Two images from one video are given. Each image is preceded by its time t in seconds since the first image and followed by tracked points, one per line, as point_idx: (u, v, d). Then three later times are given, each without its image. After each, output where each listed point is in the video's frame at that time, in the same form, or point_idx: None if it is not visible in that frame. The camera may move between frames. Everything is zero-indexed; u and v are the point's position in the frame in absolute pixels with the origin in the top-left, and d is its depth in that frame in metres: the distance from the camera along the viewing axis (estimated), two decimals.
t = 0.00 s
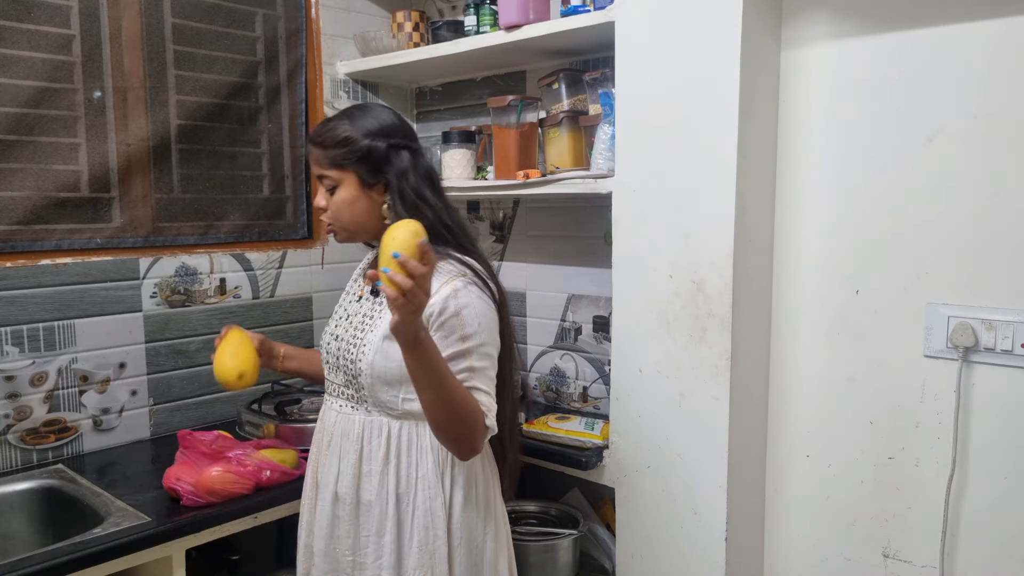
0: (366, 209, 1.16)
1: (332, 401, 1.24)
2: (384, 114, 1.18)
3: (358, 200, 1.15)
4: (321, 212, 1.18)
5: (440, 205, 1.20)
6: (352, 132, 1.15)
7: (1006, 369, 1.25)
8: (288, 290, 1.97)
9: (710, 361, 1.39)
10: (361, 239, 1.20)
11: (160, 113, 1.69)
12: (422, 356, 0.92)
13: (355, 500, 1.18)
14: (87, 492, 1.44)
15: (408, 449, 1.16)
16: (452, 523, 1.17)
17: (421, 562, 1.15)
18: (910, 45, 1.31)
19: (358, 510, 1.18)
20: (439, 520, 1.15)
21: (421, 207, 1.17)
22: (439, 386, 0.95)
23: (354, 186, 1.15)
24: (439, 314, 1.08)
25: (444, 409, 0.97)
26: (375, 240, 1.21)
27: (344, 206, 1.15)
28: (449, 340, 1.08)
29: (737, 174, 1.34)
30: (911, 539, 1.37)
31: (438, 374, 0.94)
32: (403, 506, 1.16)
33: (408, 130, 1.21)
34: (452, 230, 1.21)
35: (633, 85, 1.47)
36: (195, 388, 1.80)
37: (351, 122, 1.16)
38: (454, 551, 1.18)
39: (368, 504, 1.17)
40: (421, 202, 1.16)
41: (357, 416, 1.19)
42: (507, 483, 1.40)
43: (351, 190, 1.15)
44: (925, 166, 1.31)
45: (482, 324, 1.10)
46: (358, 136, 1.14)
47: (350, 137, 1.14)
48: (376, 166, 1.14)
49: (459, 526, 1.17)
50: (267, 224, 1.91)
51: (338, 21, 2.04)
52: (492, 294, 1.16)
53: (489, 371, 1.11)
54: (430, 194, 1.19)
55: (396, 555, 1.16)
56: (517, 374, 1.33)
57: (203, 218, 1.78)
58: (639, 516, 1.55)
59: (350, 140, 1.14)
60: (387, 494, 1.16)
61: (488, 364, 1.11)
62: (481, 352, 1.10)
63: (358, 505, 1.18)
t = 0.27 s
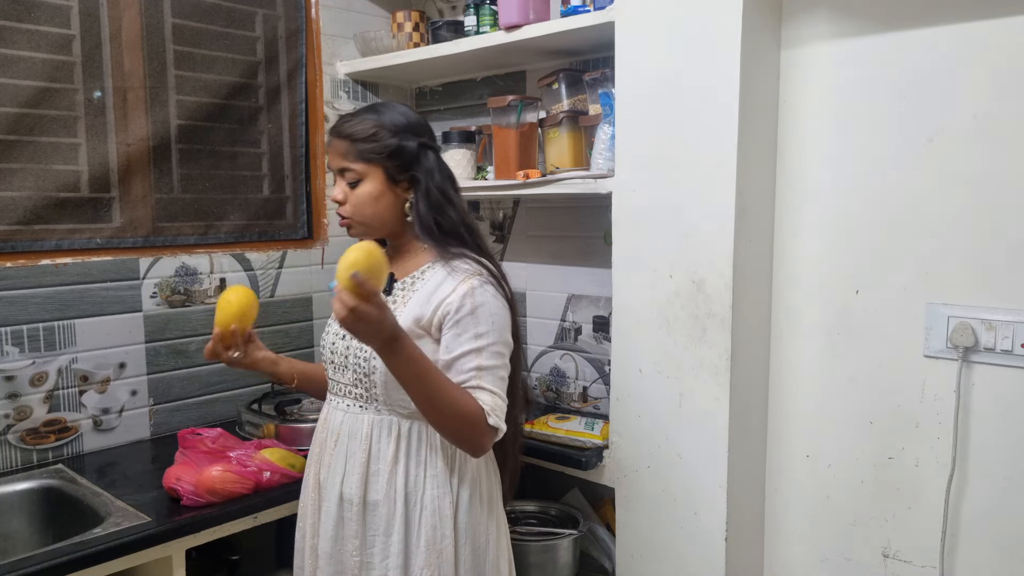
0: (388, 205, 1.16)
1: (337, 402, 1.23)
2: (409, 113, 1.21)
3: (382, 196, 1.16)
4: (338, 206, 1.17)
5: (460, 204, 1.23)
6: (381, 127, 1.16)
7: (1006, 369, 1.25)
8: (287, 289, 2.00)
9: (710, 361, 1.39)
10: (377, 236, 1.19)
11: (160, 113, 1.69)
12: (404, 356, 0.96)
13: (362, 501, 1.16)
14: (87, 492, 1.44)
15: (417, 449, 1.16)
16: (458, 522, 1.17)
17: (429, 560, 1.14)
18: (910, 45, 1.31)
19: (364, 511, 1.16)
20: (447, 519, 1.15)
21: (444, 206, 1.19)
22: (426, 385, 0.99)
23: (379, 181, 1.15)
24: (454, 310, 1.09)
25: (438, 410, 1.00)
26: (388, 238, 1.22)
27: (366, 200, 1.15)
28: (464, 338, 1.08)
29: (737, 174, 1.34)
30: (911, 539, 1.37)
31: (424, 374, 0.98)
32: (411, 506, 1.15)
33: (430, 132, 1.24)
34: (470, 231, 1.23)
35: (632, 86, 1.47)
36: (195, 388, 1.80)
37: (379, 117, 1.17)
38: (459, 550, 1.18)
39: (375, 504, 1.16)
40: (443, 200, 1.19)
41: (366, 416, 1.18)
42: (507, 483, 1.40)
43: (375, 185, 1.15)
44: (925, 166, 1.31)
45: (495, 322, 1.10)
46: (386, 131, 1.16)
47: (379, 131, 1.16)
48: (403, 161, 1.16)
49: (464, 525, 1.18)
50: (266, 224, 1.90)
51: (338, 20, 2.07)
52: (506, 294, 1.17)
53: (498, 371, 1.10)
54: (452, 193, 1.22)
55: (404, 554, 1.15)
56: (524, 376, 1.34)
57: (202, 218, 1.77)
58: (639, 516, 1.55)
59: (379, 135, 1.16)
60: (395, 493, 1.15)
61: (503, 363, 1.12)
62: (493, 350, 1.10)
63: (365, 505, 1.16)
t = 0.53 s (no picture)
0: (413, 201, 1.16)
1: (343, 401, 1.20)
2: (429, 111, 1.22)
3: (408, 191, 1.15)
4: (360, 199, 1.14)
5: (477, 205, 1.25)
6: (408, 122, 1.16)
7: (1006, 369, 1.25)
8: (287, 289, 2.01)
9: (710, 361, 1.40)
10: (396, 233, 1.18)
11: (160, 113, 1.69)
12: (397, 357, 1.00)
13: (374, 501, 1.14)
14: (87, 492, 1.44)
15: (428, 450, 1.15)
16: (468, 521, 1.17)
17: (441, 560, 1.13)
18: (910, 46, 1.31)
19: (376, 511, 1.14)
20: (460, 517, 1.15)
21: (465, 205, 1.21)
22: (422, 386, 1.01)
23: (406, 176, 1.14)
24: (470, 309, 1.10)
25: (436, 411, 1.03)
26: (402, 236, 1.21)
27: (392, 195, 1.13)
28: (477, 336, 1.09)
29: (737, 174, 1.34)
30: (910, 539, 1.37)
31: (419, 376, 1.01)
32: (423, 506, 1.14)
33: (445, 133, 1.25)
34: (487, 231, 1.26)
35: (632, 86, 1.47)
36: (195, 388, 1.80)
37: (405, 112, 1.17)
38: (467, 548, 1.18)
39: (386, 504, 1.14)
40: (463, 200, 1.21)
41: (378, 416, 1.16)
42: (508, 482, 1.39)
43: (403, 180, 1.14)
44: (925, 166, 1.31)
45: (510, 323, 1.11)
46: (413, 127, 1.16)
47: (407, 127, 1.16)
48: (429, 158, 1.17)
49: (473, 524, 1.18)
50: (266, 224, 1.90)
51: (338, 21, 2.06)
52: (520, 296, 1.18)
53: (508, 371, 1.10)
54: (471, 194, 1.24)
55: (415, 554, 1.13)
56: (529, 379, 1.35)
57: (202, 218, 1.77)
58: (639, 516, 1.55)
59: (406, 130, 1.15)
60: (408, 493, 1.13)
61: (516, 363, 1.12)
62: (505, 351, 1.10)
63: (376, 506, 1.14)
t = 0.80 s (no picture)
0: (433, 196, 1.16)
1: (348, 402, 1.19)
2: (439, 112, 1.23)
3: (428, 187, 1.16)
4: (381, 191, 1.13)
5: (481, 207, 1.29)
6: (423, 121, 1.17)
7: (1006, 369, 1.25)
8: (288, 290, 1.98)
9: (710, 361, 1.40)
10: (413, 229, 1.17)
11: (160, 113, 1.69)
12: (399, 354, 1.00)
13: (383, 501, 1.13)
14: (87, 492, 1.44)
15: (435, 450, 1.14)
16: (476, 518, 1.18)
17: (452, 558, 1.12)
18: (910, 46, 1.31)
19: (385, 511, 1.13)
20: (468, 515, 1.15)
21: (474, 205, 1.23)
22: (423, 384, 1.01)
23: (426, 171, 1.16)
24: (476, 308, 1.10)
25: (435, 411, 1.03)
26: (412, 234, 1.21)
27: (415, 188, 1.14)
28: (480, 335, 1.09)
29: (737, 174, 1.34)
30: (910, 539, 1.38)
31: (421, 375, 1.01)
32: (433, 504, 1.13)
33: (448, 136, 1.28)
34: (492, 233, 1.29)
35: (632, 86, 1.47)
36: (195, 388, 1.80)
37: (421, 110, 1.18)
38: (475, 547, 1.18)
39: (395, 503, 1.13)
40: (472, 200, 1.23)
41: (385, 417, 1.15)
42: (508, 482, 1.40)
43: (424, 174, 1.15)
44: (925, 166, 1.31)
45: (514, 324, 1.12)
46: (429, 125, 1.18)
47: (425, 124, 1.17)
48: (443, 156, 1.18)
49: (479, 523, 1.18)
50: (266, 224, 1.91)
51: (338, 20, 2.05)
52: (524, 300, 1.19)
53: (509, 372, 1.10)
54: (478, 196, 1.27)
55: (425, 553, 1.13)
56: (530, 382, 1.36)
57: (202, 218, 1.78)
58: (639, 516, 1.55)
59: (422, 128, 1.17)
60: (417, 492, 1.13)
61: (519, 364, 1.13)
62: (507, 351, 1.10)
63: (386, 506, 1.13)
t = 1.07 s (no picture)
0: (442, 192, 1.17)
1: (350, 401, 1.19)
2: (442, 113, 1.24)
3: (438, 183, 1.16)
4: (393, 185, 1.12)
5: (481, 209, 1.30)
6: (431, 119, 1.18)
7: (1006, 369, 1.25)
8: (288, 290, 1.97)
9: (710, 361, 1.40)
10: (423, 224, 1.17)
11: (160, 113, 1.69)
12: (396, 345, 1.01)
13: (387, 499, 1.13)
14: (87, 492, 1.44)
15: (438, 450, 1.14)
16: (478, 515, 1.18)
17: (455, 556, 1.13)
18: (910, 46, 1.31)
19: (388, 509, 1.13)
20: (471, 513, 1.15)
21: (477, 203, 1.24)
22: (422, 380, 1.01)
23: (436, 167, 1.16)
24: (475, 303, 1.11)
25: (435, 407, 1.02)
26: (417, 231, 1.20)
27: (427, 184, 1.14)
28: (478, 329, 1.09)
29: (737, 174, 1.34)
30: (910, 539, 1.38)
31: (420, 373, 1.01)
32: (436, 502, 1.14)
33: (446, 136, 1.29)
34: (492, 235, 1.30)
35: (632, 86, 1.47)
36: (195, 388, 1.80)
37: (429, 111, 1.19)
38: (477, 545, 1.18)
39: (398, 502, 1.14)
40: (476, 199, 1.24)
41: (387, 414, 1.15)
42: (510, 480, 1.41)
43: (435, 170, 1.16)
44: (925, 166, 1.31)
45: (512, 320, 1.12)
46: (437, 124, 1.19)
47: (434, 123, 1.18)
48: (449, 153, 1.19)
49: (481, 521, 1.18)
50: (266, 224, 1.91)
51: (338, 20, 2.05)
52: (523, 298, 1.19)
53: (505, 366, 1.10)
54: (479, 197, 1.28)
55: (428, 552, 1.13)
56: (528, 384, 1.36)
57: (202, 218, 1.78)
58: (639, 516, 1.55)
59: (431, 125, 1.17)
60: (420, 490, 1.13)
61: (517, 359, 1.13)
62: (504, 345, 1.10)
63: (389, 504, 1.13)
